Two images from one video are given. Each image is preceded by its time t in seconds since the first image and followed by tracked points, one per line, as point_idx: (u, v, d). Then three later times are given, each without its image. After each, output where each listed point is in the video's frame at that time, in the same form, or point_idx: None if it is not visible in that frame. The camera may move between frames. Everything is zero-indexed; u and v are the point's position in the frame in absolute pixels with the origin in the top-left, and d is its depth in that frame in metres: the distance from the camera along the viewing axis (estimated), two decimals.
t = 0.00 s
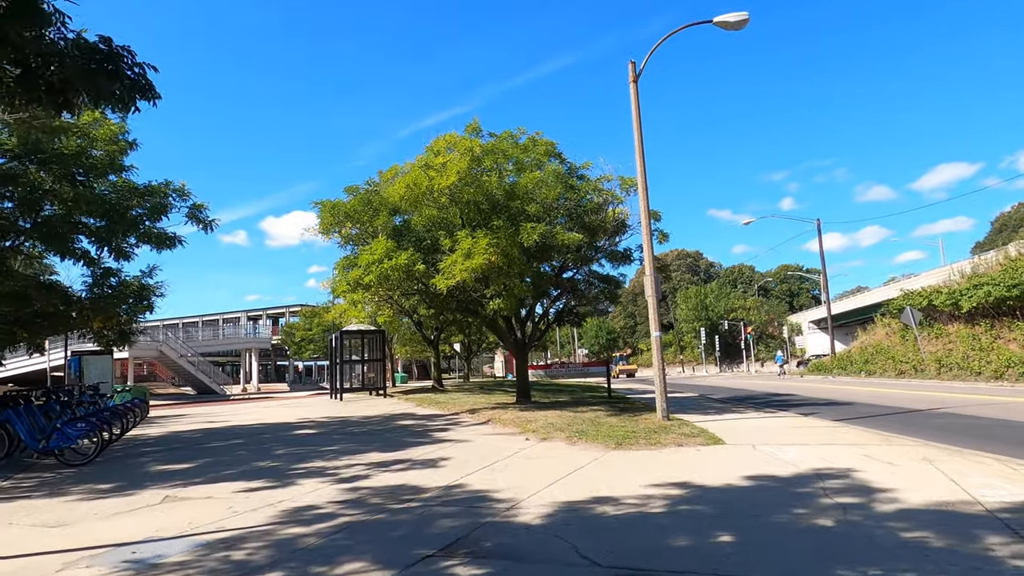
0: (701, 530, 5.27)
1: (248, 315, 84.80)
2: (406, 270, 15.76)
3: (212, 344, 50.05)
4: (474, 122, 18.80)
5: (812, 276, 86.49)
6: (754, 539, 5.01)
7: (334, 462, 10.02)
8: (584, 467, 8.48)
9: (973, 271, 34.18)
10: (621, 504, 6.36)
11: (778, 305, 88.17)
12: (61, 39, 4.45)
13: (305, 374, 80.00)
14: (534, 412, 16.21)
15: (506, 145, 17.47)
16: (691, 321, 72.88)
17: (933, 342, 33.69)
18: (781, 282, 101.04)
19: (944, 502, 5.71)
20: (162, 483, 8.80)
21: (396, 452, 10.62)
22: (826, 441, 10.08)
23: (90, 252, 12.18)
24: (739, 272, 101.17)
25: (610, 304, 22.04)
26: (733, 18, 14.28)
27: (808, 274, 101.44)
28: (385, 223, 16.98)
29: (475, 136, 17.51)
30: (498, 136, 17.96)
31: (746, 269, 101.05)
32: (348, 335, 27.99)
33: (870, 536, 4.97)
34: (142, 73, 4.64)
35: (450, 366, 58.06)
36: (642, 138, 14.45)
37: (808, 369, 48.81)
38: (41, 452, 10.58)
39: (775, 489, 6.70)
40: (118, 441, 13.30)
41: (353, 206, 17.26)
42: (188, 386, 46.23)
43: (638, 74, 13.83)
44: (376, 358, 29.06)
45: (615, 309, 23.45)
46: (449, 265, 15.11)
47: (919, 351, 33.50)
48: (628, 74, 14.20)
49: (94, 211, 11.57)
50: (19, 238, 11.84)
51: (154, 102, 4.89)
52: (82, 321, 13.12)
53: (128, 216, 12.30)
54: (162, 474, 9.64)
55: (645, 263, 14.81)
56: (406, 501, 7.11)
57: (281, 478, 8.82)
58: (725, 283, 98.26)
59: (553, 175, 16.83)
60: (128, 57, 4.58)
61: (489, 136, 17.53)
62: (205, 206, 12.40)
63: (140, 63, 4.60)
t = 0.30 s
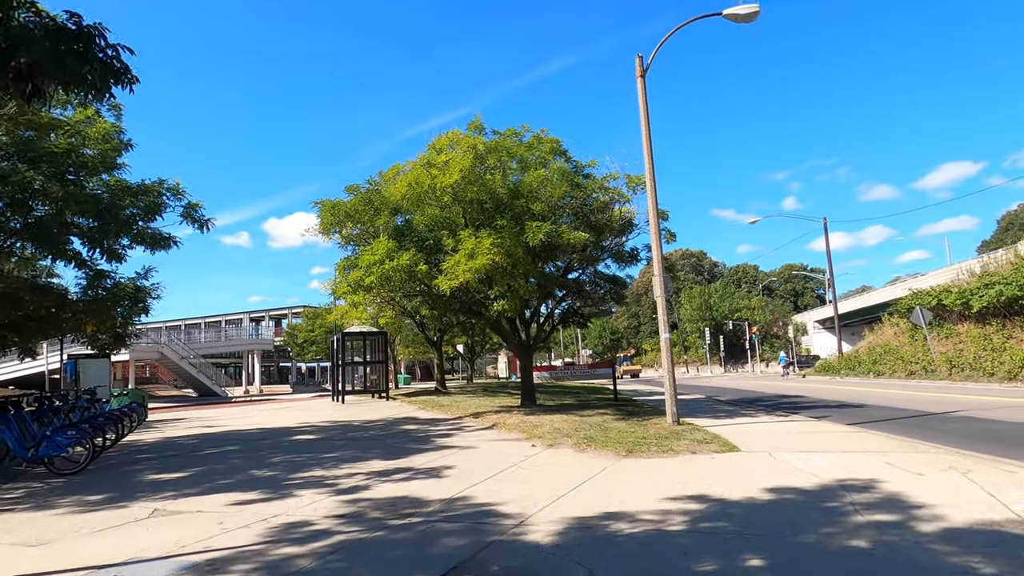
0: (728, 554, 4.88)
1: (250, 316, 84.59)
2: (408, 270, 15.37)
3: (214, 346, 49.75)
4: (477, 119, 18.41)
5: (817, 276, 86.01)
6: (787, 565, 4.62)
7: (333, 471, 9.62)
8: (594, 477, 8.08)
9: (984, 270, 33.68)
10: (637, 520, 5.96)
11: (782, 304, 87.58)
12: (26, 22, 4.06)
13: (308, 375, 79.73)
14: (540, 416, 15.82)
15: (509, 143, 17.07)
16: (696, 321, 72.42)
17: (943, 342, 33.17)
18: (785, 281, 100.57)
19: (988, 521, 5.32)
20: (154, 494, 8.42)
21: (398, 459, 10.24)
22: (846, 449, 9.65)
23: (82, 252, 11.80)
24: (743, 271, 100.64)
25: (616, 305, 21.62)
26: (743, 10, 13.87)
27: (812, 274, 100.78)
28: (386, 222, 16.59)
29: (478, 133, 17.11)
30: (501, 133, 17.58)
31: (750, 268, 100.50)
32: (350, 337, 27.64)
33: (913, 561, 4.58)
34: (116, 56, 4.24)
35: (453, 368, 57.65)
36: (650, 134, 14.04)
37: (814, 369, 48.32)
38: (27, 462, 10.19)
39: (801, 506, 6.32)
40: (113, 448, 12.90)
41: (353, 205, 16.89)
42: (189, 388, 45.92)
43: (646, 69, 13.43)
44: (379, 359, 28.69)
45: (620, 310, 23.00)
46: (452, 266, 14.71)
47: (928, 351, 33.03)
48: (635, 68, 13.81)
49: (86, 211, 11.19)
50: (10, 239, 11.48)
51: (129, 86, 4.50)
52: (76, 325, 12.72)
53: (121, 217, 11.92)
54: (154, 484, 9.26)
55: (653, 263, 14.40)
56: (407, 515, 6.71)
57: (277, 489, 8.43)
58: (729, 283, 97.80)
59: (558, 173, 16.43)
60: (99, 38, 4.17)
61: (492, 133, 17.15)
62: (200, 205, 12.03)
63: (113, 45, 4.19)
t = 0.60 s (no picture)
0: (767, 564, 4.49)
1: (254, 317, 84.39)
2: (413, 267, 14.99)
3: (217, 347, 49.48)
4: (483, 114, 18.04)
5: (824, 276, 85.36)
6: None
7: (337, 473, 9.23)
8: (611, 479, 7.69)
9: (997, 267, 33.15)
10: (662, 527, 5.55)
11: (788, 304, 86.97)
12: None
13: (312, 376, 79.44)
14: (548, 416, 15.42)
15: (516, 137, 16.70)
16: (701, 321, 71.90)
17: (955, 340, 32.63)
18: (791, 281, 99.98)
19: None
20: (149, 498, 8.04)
21: (404, 461, 9.85)
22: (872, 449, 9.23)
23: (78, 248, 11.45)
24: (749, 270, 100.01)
25: (624, 303, 21.22)
26: None
27: (818, 273, 100.04)
28: (390, 218, 16.21)
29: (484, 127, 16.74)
30: (508, 127, 17.21)
31: (756, 268, 99.88)
32: (354, 336, 27.29)
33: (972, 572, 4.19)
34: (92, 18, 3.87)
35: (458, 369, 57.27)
36: (662, 125, 13.64)
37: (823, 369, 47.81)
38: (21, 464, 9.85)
39: (836, 511, 5.92)
40: (110, 450, 12.54)
41: (357, 201, 16.50)
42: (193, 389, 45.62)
43: (658, 57, 13.03)
44: (383, 359, 28.33)
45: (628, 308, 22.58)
46: (459, 262, 14.33)
47: (941, 350, 32.51)
48: (646, 58, 13.44)
49: (81, 204, 10.85)
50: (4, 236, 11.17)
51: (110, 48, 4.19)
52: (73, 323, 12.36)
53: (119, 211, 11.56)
54: (151, 487, 8.88)
55: (666, 258, 13.99)
56: (415, 520, 6.32)
57: (279, 492, 8.05)
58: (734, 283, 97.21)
59: (566, 167, 16.06)
60: None
61: (499, 127, 16.78)
62: (200, 199, 11.68)
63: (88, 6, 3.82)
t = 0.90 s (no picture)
0: None
1: (260, 318, 84.27)
2: (420, 267, 14.63)
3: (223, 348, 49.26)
4: (489, 110, 17.68)
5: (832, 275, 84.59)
6: None
7: (341, 482, 8.85)
8: (628, 490, 7.28)
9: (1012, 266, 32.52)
10: (688, 546, 5.15)
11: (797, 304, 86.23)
12: None
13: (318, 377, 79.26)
14: (558, 420, 15.03)
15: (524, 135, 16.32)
16: (709, 321, 71.31)
17: (969, 341, 32.06)
18: (799, 281, 99.18)
19: None
20: (144, 509, 7.68)
21: (411, 470, 9.47)
22: (900, 457, 8.79)
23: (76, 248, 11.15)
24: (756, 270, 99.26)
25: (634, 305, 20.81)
26: None
27: (826, 273, 99.25)
28: (396, 218, 15.86)
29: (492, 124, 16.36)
30: (515, 124, 16.84)
31: (763, 268, 99.12)
32: (360, 338, 26.97)
33: None
34: None
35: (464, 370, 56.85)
36: (675, 120, 13.23)
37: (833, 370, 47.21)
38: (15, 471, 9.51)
39: (874, 528, 5.51)
40: (109, 456, 12.20)
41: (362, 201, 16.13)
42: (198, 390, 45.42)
43: (671, 51, 12.64)
44: (389, 361, 27.99)
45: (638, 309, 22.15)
46: (466, 262, 13.94)
47: (955, 351, 31.92)
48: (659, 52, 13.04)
49: (78, 203, 10.53)
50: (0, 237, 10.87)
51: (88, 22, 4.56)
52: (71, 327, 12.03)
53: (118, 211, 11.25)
54: (147, 497, 8.52)
55: (680, 257, 13.58)
56: (422, 537, 5.93)
57: (280, 504, 7.69)
58: (741, 283, 96.49)
59: (575, 165, 15.67)
60: None
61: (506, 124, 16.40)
62: (200, 199, 11.35)
63: None
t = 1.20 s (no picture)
0: None
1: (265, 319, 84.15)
2: (423, 264, 14.27)
3: (226, 349, 49.05)
4: (494, 104, 17.32)
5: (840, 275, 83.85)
6: None
7: (340, 485, 8.48)
8: (641, 495, 6.89)
9: None
10: (708, 557, 4.76)
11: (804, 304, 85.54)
12: None
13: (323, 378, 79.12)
14: (565, 420, 14.65)
15: (529, 128, 15.94)
16: (716, 321, 70.73)
17: (983, 340, 31.46)
18: (806, 280, 98.41)
19: None
20: (133, 514, 7.34)
21: (413, 472, 9.10)
22: (925, 459, 8.37)
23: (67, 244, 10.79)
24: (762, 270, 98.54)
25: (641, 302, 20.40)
26: None
27: (833, 273, 98.43)
28: (399, 214, 15.52)
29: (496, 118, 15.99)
30: (520, 118, 16.46)
31: (770, 267, 98.43)
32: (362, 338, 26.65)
33: None
34: None
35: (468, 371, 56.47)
36: (685, 111, 12.81)
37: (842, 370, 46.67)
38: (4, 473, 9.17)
39: (910, 536, 5.10)
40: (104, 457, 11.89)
41: (364, 196, 15.78)
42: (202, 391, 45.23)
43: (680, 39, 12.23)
44: (392, 361, 27.67)
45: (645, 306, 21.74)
46: (470, 259, 13.57)
47: (968, 350, 31.34)
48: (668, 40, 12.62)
49: (69, 198, 10.16)
50: None
51: None
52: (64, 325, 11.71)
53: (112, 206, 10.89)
54: (138, 500, 8.17)
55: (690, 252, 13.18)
56: (422, 546, 5.56)
57: (275, 508, 7.33)
58: (748, 283, 95.80)
59: (582, 159, 15.28)
60: None
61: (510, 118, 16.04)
62: (196, 192, 11.00)
63: None
